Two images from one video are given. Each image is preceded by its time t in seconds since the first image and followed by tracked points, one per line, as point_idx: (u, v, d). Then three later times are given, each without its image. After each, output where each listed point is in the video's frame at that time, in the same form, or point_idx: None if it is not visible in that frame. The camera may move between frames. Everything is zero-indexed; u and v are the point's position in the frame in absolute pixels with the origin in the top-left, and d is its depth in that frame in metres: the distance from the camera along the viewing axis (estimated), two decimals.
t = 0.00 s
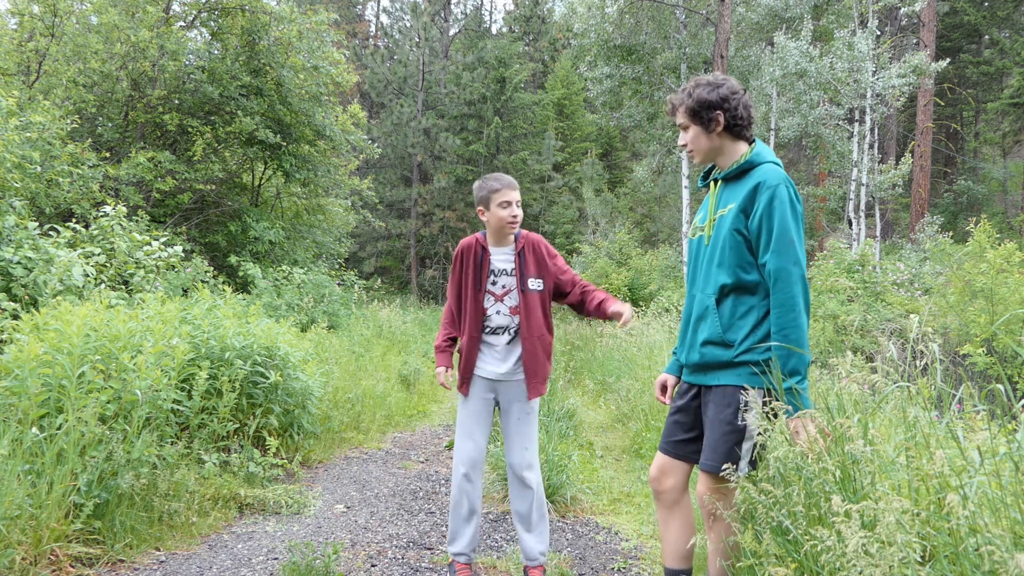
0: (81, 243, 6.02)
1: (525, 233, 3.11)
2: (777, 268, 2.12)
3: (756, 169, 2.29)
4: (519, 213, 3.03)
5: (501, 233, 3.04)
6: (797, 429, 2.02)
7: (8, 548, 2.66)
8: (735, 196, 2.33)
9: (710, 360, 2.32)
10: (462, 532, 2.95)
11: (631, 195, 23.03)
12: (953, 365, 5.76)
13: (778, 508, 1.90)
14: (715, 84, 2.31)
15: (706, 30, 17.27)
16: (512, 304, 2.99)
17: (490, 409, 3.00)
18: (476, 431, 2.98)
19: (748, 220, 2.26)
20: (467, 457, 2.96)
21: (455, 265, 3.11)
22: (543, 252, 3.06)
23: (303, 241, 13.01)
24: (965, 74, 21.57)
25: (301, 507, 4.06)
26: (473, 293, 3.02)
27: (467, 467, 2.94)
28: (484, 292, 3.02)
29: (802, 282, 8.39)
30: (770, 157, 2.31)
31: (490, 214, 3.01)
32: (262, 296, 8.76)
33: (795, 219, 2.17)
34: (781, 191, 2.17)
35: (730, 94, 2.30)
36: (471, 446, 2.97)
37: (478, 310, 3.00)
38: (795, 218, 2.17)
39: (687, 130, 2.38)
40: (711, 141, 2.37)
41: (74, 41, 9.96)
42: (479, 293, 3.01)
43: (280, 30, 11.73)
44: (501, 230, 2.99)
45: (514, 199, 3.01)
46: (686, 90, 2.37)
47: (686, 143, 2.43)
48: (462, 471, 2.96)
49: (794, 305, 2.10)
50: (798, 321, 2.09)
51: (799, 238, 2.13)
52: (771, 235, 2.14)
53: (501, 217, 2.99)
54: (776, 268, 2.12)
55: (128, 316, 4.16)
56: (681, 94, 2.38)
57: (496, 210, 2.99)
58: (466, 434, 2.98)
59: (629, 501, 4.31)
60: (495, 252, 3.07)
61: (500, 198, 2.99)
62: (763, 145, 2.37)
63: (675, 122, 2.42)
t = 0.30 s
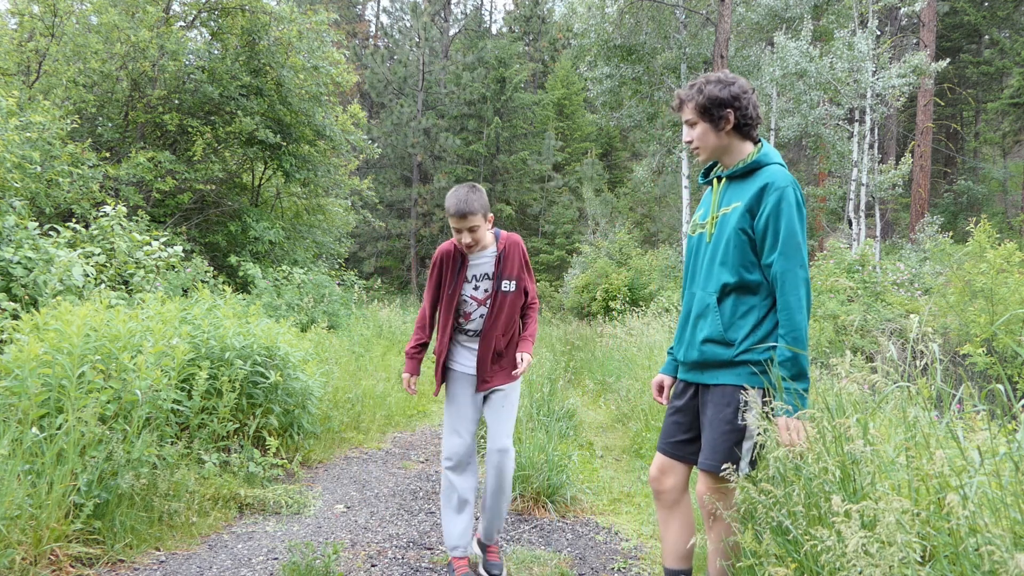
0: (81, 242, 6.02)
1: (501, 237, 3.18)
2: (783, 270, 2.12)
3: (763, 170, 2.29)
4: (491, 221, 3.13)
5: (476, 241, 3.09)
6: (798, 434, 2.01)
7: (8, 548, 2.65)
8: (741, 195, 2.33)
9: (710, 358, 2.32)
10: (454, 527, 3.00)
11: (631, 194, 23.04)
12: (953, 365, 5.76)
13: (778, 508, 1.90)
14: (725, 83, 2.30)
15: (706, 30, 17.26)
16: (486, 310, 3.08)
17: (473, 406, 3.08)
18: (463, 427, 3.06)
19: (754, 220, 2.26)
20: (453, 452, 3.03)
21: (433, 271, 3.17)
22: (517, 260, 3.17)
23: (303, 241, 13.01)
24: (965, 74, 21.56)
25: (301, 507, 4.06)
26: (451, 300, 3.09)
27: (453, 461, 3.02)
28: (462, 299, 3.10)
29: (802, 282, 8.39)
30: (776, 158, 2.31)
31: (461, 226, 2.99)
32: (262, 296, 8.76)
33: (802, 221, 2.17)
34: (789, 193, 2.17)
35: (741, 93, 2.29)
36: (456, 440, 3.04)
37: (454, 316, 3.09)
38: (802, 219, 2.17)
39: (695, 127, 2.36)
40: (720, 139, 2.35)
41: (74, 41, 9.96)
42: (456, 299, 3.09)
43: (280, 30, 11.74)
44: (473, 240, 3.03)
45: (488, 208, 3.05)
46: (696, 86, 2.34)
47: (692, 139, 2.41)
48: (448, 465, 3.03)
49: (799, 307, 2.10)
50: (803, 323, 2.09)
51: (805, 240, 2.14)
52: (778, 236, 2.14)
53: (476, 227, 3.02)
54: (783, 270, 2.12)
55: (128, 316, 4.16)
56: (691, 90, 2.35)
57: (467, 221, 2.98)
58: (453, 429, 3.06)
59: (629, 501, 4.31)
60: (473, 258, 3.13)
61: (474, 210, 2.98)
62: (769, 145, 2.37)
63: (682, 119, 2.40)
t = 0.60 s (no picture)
0: (81, 242, 6.02)
1: (495, 241, 3.23)
2: (781, 270, 2.12)
3: (764, 170, 2.29)
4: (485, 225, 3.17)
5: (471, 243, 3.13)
6: (793, 431, 2.03)
7: (9, 548, 2.65)
8: (740, 195, 2.33)
9: (708, 358, 2.33)
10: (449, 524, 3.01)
11: (631, 194, 23.05)
12: (953, 365, 5.76)
13: (778, 508, 1.89)
14: (723, 83, 2.30)
15: (706, 31, 17.27)
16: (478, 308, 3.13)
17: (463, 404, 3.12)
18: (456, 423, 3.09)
19: (753, 220, 2.26)
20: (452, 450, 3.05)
21: (428, 269, 3.21)
22: (511, 265, 3.21)
23: (303, 241, 13.01)
24: (965, 74, 21.56)
25: (301, 507, 4.06)
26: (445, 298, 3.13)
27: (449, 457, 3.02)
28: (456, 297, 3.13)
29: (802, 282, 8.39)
30: (777, 157, 2.31)
31: (452, 226, 3.02)
32: (262, 296, 8.76)
33: (801, 221, 2.17)
34: (789, 194, 2.17)
35: (740, 93, 2.29)
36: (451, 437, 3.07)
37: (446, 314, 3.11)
38: (800, 219, 2.17)
39: (694, 129, 2.36)
40: (719, 141, 2.35)
41: (74, 41, 9.96)
42: (450, 296, 3.14)
43: (280, 30, 11.74)
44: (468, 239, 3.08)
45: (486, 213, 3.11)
46: (694, 89, 2.34)
47: (692, 142, 2.41)
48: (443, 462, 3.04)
49: (796, 307, 2.10)
50: (800, 322, 2.09)
51: (803, 240, 2.14)
52: (776, 236, 2.15)
53: (470, 229, 3.07)
54: (781, 270, 2.12)
55: (128, 316, 4.16)
56: (690, 91, 2.35)
57: (461, 221, 3.00)
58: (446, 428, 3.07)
59: (628, 501, 4.31)
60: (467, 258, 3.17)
61: (462, 214, 3.00)
62: (770, 145, 2.37)
63: (681, 121, 2.40)
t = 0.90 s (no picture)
0: (81, 242, 6.02)
1: (489, 256, 3.43)
2: (775, 270, 2.12)
3: (759, 169, 2.30)
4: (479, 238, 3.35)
5: (463, 254, 3.34)
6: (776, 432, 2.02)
7: (8, 548, 2.65)
8: (736, 195, 2.33)
9: (707, 359, 2.33)
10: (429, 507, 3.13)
11: (631, 194, 23.06)
12: (953, 365, 5.76)
13: (777, 508, 1.89)
14: (718, 84, 2.31)
15: (706, 31, 17.27)
16: (458, 316, 3.35)
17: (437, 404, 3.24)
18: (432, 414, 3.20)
19: (749, 220, 2.26)
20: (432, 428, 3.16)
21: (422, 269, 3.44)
22: (497, 280, 3.41)
23: (303, 241, 13.01)
24: (965, 74, 21.56)
25: (301, 507, 4.06)
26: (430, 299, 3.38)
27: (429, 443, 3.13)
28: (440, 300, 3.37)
29: (802, 282, 8.38)
30: (773, 157, 2.32)
31: (444, 237, 3.22)
32: (262, 296, 8.76)
33: (795, 221, 2.17)
34: (783, 194, 2.18)
35: (734, 93, 2.30)
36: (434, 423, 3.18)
37: (426, 313, 3.37)
38: (796, 219, 2.17)
39: (689, 131, 2.38)
40: (714, 142, 2.36)
41: (74, 41, 9.96)
42: (436, 299, 3.38)
43: (280, 30, 11.74)
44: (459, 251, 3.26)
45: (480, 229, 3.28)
46: (688, 91, 2.36)
47: (689, 143, 2.42)
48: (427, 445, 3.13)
49: (791, 307, 2.10)
50: (794, 323, 2.10)
51: (798, 241, 2.14)
52: (771, 236, 2.15)
53: (461, 242, 3.25)
54: (775, 271, 2.12)
55: (128, 316, 4.16)
56: (685, 93, 2.36)
57: (452, 234, 3.20)
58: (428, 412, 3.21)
59: (628, 502, 4.31)
60: (457, 267, 3.39)
61: (454, 227, 3.20)
62: (767, 144, 2.37)
63: (677, 123, 2.41)
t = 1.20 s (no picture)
0: (81, 242, 6.02)
1: (474, 246, 3.47)
2: (771, 270, 2.13)
3: (757, 169, 2.30)
4: (460, 229, 3.41)
5: (446, 246, 3.39)
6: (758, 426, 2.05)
7: (8, 548, 2.66)
8: (734, 194, 2.33)
9: (706, 358, 2.32)
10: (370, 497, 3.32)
11: (631, 194, 23.06)
12: (953, 365, 5.75)
13: (777, 508, 1.89)
14: (718, 82, 2.31)
15: (705, 30, 17.26)
16: (445, 306, 3.38)
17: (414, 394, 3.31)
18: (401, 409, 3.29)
19: (747, 220, 2.27)
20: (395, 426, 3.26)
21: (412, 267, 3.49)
22: (482, 268, 3.43)
23: (303, 241, 13.00)
24: (965, 74, 21.56)
25: (301, 507, 4.06)
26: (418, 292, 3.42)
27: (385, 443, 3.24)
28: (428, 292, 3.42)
29: (802, 282, 8.38)
30: (771, 156, 2.32)
31: (426, 227, 3.30)
32: (262, 296, 8.76)
33: (793, 221, 2.18)
34: (780, 193, 2.18)
35: (734, 92, 2.30)
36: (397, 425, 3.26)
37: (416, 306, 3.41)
38: (793, 219, 2.18)
39: (689, 128, 2.37)
40: (713, 140, 2.36)
41: (74, 41, 9.96)
42: (423, 293, 3.42)
43: (280, 30, 11.74)
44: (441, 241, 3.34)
45: (462, 219, 3.35)
46: (689, 88, 2.36)
47: (688, 141, 2.42)
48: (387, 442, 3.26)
49: (787, 306, 2.10)
50: (788, 323, 2.11)
51: (795, 241, 2.15)
52: (767, 236, 2.15)
53: (443, 232, 3.32)
54: (771, 270, 2.13)
55: (128, 316, 4.16)
56: (686, 91, 2.36)
57: (433, 224, 3.28)
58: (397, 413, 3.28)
59: (628, 501, 4.31)
60: (442, 260, 3.45)
61: (438, 218, 3.28)
62: (765, 144, 2.37)
63: (677, 120, 2.41)
